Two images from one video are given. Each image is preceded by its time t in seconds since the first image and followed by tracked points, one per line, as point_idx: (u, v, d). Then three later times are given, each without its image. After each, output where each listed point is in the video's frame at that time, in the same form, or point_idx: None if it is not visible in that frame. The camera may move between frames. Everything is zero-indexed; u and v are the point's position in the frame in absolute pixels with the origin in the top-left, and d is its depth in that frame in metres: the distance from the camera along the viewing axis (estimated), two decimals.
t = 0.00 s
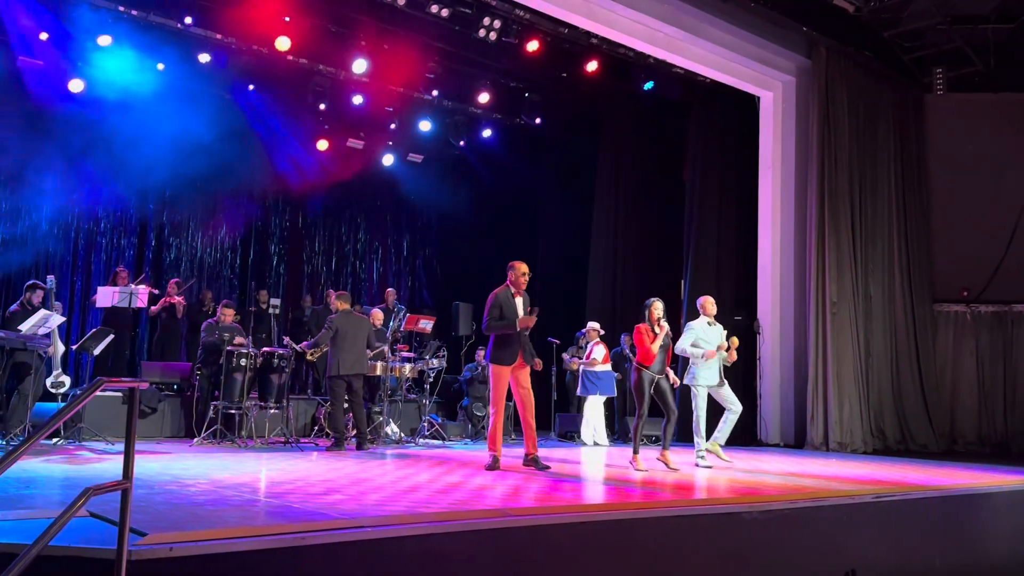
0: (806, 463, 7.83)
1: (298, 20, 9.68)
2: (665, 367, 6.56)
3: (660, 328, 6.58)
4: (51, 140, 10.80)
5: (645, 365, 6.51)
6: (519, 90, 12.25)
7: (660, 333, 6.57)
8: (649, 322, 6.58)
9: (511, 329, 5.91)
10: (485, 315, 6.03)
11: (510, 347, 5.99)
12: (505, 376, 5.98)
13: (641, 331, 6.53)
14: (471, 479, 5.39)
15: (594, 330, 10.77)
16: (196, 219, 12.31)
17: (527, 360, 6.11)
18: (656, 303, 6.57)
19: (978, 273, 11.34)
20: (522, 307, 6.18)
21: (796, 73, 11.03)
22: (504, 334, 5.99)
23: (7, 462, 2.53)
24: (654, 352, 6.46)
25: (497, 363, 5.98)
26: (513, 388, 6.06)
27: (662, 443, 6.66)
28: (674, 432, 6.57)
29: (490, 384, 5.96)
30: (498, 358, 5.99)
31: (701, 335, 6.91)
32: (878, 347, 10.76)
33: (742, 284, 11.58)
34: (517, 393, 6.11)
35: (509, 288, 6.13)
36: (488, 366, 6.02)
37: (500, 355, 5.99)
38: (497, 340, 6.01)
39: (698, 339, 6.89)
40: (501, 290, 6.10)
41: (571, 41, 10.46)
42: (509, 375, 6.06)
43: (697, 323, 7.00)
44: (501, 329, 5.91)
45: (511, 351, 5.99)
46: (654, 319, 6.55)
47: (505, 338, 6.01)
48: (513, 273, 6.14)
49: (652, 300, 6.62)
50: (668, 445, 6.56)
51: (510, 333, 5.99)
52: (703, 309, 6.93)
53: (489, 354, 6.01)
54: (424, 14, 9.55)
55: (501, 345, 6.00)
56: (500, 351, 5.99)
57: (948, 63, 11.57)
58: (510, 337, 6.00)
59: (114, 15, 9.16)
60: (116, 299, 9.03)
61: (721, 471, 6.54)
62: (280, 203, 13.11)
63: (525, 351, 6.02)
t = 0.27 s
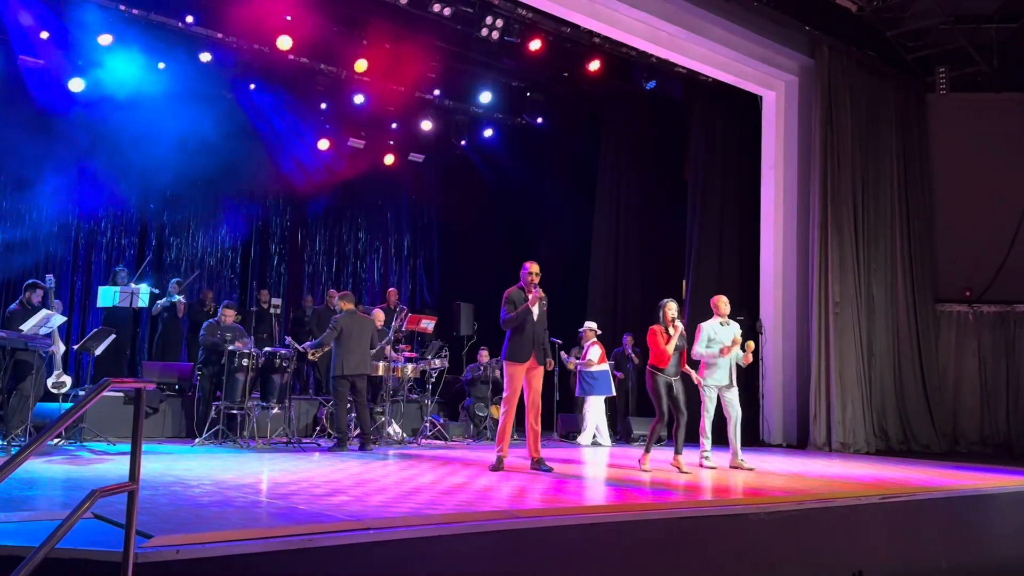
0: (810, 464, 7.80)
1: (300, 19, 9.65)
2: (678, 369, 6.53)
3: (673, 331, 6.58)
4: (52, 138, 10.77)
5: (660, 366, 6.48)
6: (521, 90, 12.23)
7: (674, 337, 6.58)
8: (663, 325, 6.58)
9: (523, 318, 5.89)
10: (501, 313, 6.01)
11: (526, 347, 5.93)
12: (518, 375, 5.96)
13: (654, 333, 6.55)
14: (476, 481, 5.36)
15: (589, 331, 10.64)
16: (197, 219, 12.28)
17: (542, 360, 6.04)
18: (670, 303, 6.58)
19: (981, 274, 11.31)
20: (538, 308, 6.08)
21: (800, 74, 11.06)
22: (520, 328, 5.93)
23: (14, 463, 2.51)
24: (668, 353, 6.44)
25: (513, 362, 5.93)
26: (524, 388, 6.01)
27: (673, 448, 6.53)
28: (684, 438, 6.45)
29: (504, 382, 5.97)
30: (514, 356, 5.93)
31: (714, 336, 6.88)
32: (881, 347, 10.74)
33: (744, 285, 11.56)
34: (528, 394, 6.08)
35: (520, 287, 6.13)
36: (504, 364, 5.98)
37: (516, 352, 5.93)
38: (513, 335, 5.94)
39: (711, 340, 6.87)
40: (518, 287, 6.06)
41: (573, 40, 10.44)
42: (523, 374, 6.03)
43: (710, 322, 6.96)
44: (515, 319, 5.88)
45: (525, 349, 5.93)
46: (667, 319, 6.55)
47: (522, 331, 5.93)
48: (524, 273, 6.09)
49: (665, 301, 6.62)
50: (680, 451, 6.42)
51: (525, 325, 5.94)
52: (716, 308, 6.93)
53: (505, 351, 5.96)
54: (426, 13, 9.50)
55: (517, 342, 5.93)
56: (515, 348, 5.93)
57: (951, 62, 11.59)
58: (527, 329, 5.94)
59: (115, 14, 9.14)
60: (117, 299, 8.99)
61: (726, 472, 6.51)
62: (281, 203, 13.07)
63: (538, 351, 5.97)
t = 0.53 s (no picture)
0: (813, 465, 7.76)
1: (301, 18, 9.62)
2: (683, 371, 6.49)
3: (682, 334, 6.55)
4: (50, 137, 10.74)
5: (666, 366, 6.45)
6: (521, 89, 12.20)
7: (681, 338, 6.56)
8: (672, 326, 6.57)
9: (528, 316, 5.92)
10: (512, 313, 6.09)
11: (537, 347, 5.91)
12: (531, 376, 5.92)
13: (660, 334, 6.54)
14: (481, 482, 5.33)
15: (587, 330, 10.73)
16: (197, 218, 12.24)
17: (555, 361, 6.00)
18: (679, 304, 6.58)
19: (982, 274, 11.30)
20: (549, 307, 6.01)
21: (801, 73, 11.02)
22: (529, 328, 5.93)
23: (16, 466, 2.47)
24: (670, 351, 6.40)
25: (525, 361, 5.90)
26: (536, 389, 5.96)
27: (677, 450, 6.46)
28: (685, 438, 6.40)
29: (516, 381, 5.92)
30: (526, 356, 5.91)
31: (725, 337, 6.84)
32: (882, 347, 10.71)
33: (745, 285, 11.53)
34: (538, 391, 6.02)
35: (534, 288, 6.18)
36: (516, 364, 5.96)
37: (527, 352, 5.90)
38: (524, 336, 5.93)
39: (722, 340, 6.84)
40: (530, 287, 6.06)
41: (574, 39, 10.42)
42: (535, 374, 5.99)
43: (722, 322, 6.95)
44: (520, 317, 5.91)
45: (537, 349, 5.91)
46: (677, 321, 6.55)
47: (533, 331, 5.92)
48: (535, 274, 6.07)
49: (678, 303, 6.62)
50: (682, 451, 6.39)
51: (534, 324, 5.94)
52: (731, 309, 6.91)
53: (517, 350, 5.95)
54: (427, 11, 9.46)
55: (530, 343, 5.90)
56: (527, 348, 5.91)
57: (953, 62, 11.57)
58: (536, 329, 5.92)
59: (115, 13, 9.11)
60: (116, 299, 8.96)
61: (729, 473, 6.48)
62: (281, 203, 13.04)
63: (548, 352, 5.93)
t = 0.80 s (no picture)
0: (815, 465, 7.74)
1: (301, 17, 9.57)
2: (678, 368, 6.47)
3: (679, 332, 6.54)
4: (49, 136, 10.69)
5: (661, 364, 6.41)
6: (521, 89, 12.16)
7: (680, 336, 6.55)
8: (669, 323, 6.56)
9: (533, 313, 5.90)
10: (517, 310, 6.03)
11: (543, 347, 5.89)
12: (537, 377, 5.84)
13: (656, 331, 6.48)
14: (483, 484, 5.30)
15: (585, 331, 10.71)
16: (196, 218, 12.18)
17: (561, 361, 5.98)
18: (674, 304, 6.59)
19: (982, 274, 11.29)
20: (555, 306, 5.98)
21: (802, 73, 11.00)
22: (535, 326, 5.92)
23: (20, 470, 2.43)
24: (667, 350, 6.35)
25: (530, 359, 5.87)
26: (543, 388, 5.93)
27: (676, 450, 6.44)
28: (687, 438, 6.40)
29: (523, 381, 5.84)
30: (532, 355, 5.88)
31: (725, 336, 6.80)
32: (883, 347, 10.69)
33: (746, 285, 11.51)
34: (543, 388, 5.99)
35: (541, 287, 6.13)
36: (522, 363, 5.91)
37: (533, 351, 5.87)
38: (531, 335, 5.91)
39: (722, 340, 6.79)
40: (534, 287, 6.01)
41: (575, 39, 10.38)
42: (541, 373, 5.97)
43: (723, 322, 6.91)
44: (524, 315, 5.91)
45: (542, 348, 5.88)
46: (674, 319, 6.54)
47: (539, 330, 5.90)
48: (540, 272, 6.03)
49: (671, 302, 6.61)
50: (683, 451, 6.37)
51: (539, 323, 5.92)
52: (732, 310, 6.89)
53: (523, 349, 5.93)
54: (428, 11, 9.44)
55: (536, 342, 5.89)
56: (533, 347, 5.88)
57: (954, 62, 11.50)
58: (541, 328, 5.91)
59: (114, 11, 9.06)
60: (115, 299, 8.91)
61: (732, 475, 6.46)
62: (281, 202, 12.99)
63: (552, 352, 5.90)
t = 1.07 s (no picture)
0: (816, 466, 7.72)
1: (300, 16, 9.53)
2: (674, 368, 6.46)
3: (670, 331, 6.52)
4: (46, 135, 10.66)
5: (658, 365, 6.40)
6: (521, 89, 12.13)
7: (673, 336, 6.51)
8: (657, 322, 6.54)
9: (533, 315, 5.87)
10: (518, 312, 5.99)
11: (543, 349, 5.87)
12: (537, 377, 5.85)
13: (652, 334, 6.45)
14: (484, 485, 5.27)
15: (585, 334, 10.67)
16: (194, 218, 12.12)
17: (563, 363, 5.93)
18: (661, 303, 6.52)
19: (981, 274, 11.29)
20: (557, 308, 5.95)
21: (801, 73, 10.98)
22: (536, 328, 5.89)
23: (19, 472, 2.40)
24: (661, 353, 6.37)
25: (531, 361, 5.87)
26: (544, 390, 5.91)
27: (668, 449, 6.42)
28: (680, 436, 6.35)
29: (523, 382, 5.86)
30: (532, 356, 5.87)
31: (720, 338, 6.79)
32: (883, 348, 10.67)
33: (746, 285, 11.49)
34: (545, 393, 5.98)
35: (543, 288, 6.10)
36: (523, 364, 5.91)
37: (534, 353, 5.87)
38: (532, 336, 5.90)
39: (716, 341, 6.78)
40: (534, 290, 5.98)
41: (575, 39, 10.34)
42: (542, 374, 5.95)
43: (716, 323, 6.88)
44: (525, 317, 5.87)
45: (542, 350, 5.86)
46: (663, 317, 6.50)
47: (540, 331, 5.88)
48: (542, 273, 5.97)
49: (660, 300, 6.57)
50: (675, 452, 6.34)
51: (540, 325, 5.89)
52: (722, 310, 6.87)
53: (523, 351, 5.91)
54: (428, 11, 9.40)
55: (537, 343, 5.87)
56: (533, 349, 5.87)
57: (954, 62, 11.53)
58: (542, 329, 5.88)
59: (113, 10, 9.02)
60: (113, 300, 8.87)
61: (733, 476, 6.44)
62: (279, 202, 12.94)
63: (552, 354, 5.87)
